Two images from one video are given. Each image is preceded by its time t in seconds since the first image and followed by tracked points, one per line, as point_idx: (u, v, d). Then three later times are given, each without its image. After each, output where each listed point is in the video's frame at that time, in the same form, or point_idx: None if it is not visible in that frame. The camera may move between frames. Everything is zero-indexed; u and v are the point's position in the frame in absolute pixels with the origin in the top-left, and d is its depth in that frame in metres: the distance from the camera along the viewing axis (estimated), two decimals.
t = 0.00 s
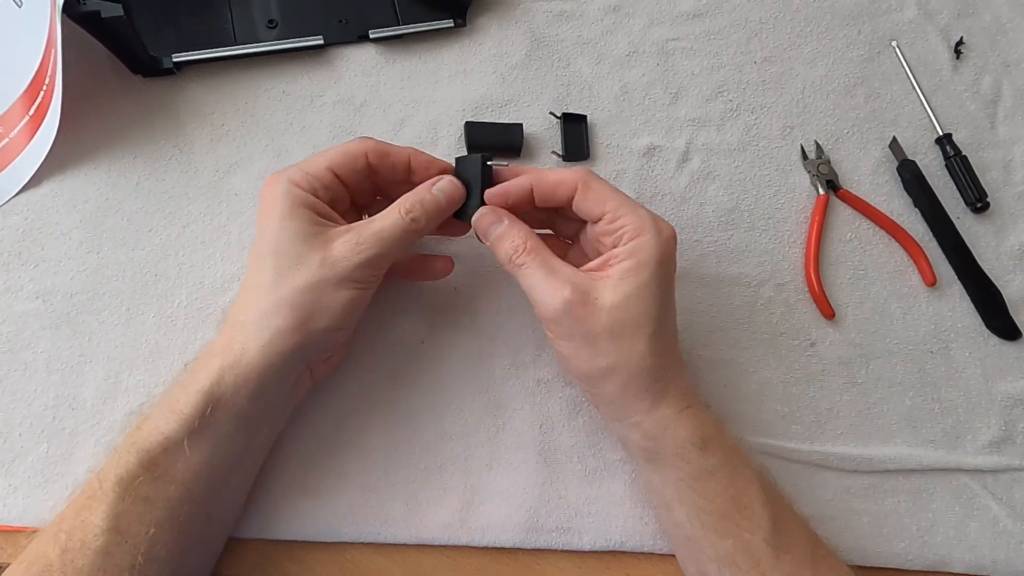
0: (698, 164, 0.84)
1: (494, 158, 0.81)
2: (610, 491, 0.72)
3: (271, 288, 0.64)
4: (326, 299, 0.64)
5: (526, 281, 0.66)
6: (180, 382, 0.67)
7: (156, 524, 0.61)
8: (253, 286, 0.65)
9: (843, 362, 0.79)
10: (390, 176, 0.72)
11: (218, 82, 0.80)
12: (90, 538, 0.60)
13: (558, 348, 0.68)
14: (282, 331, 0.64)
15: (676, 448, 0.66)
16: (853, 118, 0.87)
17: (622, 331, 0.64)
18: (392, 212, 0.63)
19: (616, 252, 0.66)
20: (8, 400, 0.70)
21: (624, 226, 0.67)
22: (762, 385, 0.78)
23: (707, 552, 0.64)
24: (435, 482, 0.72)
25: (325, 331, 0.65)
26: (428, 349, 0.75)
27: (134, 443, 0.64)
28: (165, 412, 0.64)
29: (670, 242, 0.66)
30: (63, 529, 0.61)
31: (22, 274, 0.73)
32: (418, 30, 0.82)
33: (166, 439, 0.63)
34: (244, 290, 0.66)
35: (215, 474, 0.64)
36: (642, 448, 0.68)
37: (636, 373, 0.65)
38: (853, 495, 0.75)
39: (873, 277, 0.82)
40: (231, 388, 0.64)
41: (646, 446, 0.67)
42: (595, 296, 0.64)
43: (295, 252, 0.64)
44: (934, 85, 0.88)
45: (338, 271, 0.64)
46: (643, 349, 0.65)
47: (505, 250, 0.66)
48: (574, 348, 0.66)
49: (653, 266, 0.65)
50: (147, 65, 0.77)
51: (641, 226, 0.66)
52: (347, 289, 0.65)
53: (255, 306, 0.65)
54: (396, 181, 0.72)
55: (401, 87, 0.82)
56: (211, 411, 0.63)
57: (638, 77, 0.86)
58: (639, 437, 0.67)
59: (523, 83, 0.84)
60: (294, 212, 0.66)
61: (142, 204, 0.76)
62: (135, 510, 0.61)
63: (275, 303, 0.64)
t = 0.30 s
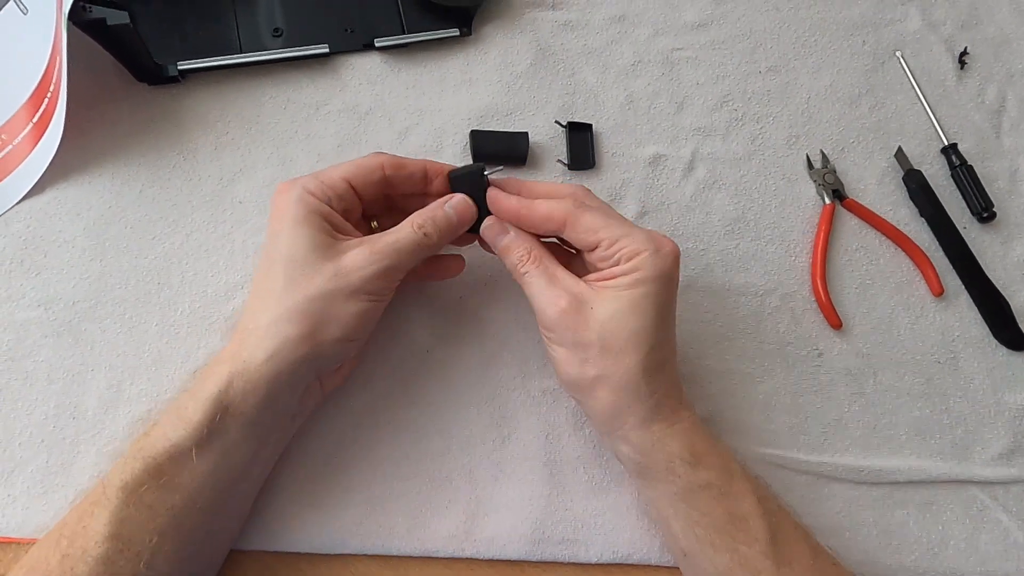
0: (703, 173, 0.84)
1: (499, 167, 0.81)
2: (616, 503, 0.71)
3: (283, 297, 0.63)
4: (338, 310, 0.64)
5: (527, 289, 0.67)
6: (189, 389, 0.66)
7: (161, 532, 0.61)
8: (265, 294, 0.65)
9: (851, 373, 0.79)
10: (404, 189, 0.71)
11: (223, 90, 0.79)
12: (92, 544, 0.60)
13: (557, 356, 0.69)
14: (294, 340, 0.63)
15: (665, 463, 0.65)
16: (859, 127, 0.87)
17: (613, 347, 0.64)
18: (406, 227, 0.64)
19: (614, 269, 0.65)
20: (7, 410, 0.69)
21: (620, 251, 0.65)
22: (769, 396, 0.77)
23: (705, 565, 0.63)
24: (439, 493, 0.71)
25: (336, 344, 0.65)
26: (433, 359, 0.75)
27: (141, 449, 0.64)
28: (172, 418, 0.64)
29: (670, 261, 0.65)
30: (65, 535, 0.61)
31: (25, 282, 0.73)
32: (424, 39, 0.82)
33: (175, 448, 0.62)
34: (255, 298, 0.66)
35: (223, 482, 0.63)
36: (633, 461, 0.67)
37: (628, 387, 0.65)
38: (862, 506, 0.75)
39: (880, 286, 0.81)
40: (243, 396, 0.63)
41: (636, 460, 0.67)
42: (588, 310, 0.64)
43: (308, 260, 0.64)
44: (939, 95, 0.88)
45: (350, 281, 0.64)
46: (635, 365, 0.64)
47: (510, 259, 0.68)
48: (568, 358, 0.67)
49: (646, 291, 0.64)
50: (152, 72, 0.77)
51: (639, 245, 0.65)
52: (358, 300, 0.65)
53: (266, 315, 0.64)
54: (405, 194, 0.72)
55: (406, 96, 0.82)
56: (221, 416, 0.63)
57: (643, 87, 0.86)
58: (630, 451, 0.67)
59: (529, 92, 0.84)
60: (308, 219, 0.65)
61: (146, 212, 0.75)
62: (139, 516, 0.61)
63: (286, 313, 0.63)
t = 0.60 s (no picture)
0: (684, 203, 0.87)
1: (488, 200, 0.85)
2: (604, 521, 0.74)
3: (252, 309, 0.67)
4: (299, 318, 0.66)
5: (555, 289, 0.69)
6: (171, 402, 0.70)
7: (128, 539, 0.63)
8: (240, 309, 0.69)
9: (830, 393, 0.82)
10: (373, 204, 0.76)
11: (225, 131, 0.84)
12: (67, 552, 0.62)
13: (575, 359, 0.70)
14: (259, 351, 0.66)
15: (680, 472, 0.67)
16: (832, 158, 0.91)
17: (634, 349, 0.66)
18: (364, 235, 0.66)
19: (631, 276, 0.69)
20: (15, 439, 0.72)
21: (639, 251, 0.69)
22: (751, 416, 0.80)
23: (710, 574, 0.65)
24: (433, 514, 0.73)
25: (300, 355, 0.67)
26: (426, 384, 0.78)
27: (119, 461, 0.67)
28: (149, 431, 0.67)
29: (683, 272, 0.69)
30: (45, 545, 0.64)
31: (35, 316, 0.76)
32: (416, 79, 0.86)
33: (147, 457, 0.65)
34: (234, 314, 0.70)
35: (197, 497, 0.66)
36: (647, 471, 0.69)
37: (645, 392, 0.66)
38: (844, 523, 0.77)
39: (856, 310, 0.85)
40: (209, 409, 0.66)
41: (651, 469, 0.68)
42: (612, 314, 0.66)
43: (276, 273, 0.67)
44: (908, 126, 0.92)
45: (310, 290, 0.66)
46: (651, 369, 0.66)
47: (543, 257, 0.69)
48: (588, 360, 0.68)
49: (666, 290, 0.67)
50: (158, 116, 0.81)
51: (657, 253, 0.68)
52: (320, 308, 0.66)
53: (239, 328, 0.67)
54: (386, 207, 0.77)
55: (399, 134, 0.86)
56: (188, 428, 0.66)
57: (625, 122, 0.90)
58: (645, 460, 0.69)
59: (516, 129, 0.88)
60: (282, 237, 0.70)
61: (151, 247, 0.79)
62: (110, 523, 0.63)
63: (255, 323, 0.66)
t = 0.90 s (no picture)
0: (643, 260, 0.94)
1: (460, 263, 0.91)
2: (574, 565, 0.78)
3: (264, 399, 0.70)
4: (313, 407, 0.70)
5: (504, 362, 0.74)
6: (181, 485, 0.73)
7: None
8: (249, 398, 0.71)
9: (787, 435, 0.86)
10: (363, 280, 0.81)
11: (215, 207, 0.91)
12: None
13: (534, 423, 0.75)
14: (273, 441, 0.69)
15: (641, 520, 0.71)
16: (781, 213, 0.98)
17: (583, 407, 0.71)
18: (372, 323, 0.71)
19: (575, 338, 0.74)
20: (15, 504, 0.77)
21: (579, 315, 0.75)
22: (713, 459, 0.84)
23: None
24: (412, 564, 0.77)
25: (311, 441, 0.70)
26: (405, 439, 0.83)
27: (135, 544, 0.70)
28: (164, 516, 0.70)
29: (622, 329, 0.75)
30: None
31: (36, 386, 0.81)
32: (391, 154, 0.94)
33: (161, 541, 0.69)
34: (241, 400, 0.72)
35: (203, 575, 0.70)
36: (611, 520, 0.73)
37: (599, 446, 0.71)
38: (805, 560, 0.81)
39: (808, 354, 0.90)
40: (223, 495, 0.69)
41: (613, 518, 0.72)
42: (559, 377, 0.72)
43: (287, 363, 0.71)
44: (850, 182, 1.00)
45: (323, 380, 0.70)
46: (602, 424, 0.71)
47: (487, 336, 0.75)
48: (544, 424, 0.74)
49: (608, 347, 0.73)
50: (152, 196, 0.88)
51: (594, 314, 0.75)
52: (332, 396, 0.70)
53: (250, 416, 0.70)
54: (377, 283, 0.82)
55: (376, 205, 0.93)
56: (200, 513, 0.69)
57: (586, 187, 0.97)
58: (607, 511, 0.73)
59: (485, 196, 0.95)
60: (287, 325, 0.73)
61: (146, 318, 0.85)
62: None
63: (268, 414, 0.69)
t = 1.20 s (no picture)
0: (638, 285, 0.94)
1: (455, 291, 0.92)
2: None
3: (248, 427, 0.66)
4: (300, 439, 0.67)
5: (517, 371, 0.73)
6: (143, 514, 0.68)
7: None
8: (226, 424, 0.67)
9: (787, 459, 0.86)
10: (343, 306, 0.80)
11: (213, 241, 0.92)
12: None
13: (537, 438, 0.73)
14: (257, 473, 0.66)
15: (644, 545, 0.70)
16: (774, 236, 0.98)
17: (595, 420, 0.70)
18: (364, 351, 0.69)
19: (589, 354, 0.75)
20: (11, 541, 0.76)
21: (594, 330, 0.76)
22: (712, 484, 0.84)
23: None
24: None
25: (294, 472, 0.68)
26: (404, 469, 0.82)
27: None
28: (127, 555, 0.65)
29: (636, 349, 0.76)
30: None
31: (35, 422, 0.82)
32: (387, 186, 0.95)
33: None
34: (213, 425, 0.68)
35: None
36: (615, 544, 0.71)
37: (608, 464, 0.70)
38: None
39: (805, 377, 0.90)
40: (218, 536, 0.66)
41: (617, 541, 0.71)
42: (573, 390, 0.72)
43: (274, 390, 0.68)
44: (842, 204, 1.01)
45: (313, 411, 0.67)
46: (612, 441, 0.70)
47: (505, 343, 0.75)
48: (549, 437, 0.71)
49: (621, 364, 0.73)
50: (153, 231, 0.89)
51: (609, 331, 0.76)
52: (318, 427, 0.68)
53: (229, 444, 0.66)
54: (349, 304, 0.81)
55: (372, 236, 0.94)
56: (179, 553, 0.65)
57: (580, 214, 0.98)
58: (612, 532, 0.71)
59: (480, 225, 0.96)
60: (272, 346, 0.70)
61: (145, 351, 0.86)
62: None
63: (250, 444, 0.66)
